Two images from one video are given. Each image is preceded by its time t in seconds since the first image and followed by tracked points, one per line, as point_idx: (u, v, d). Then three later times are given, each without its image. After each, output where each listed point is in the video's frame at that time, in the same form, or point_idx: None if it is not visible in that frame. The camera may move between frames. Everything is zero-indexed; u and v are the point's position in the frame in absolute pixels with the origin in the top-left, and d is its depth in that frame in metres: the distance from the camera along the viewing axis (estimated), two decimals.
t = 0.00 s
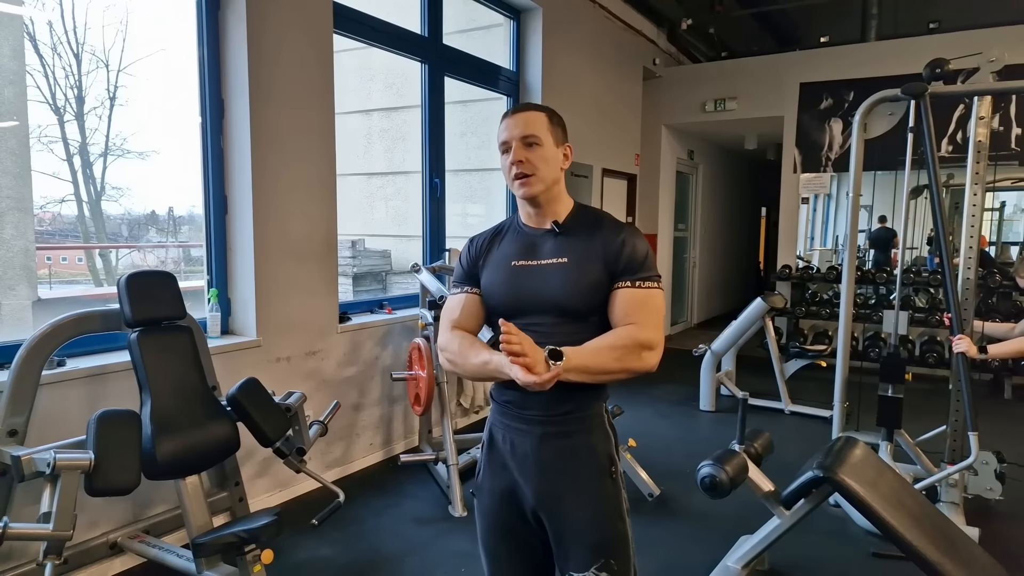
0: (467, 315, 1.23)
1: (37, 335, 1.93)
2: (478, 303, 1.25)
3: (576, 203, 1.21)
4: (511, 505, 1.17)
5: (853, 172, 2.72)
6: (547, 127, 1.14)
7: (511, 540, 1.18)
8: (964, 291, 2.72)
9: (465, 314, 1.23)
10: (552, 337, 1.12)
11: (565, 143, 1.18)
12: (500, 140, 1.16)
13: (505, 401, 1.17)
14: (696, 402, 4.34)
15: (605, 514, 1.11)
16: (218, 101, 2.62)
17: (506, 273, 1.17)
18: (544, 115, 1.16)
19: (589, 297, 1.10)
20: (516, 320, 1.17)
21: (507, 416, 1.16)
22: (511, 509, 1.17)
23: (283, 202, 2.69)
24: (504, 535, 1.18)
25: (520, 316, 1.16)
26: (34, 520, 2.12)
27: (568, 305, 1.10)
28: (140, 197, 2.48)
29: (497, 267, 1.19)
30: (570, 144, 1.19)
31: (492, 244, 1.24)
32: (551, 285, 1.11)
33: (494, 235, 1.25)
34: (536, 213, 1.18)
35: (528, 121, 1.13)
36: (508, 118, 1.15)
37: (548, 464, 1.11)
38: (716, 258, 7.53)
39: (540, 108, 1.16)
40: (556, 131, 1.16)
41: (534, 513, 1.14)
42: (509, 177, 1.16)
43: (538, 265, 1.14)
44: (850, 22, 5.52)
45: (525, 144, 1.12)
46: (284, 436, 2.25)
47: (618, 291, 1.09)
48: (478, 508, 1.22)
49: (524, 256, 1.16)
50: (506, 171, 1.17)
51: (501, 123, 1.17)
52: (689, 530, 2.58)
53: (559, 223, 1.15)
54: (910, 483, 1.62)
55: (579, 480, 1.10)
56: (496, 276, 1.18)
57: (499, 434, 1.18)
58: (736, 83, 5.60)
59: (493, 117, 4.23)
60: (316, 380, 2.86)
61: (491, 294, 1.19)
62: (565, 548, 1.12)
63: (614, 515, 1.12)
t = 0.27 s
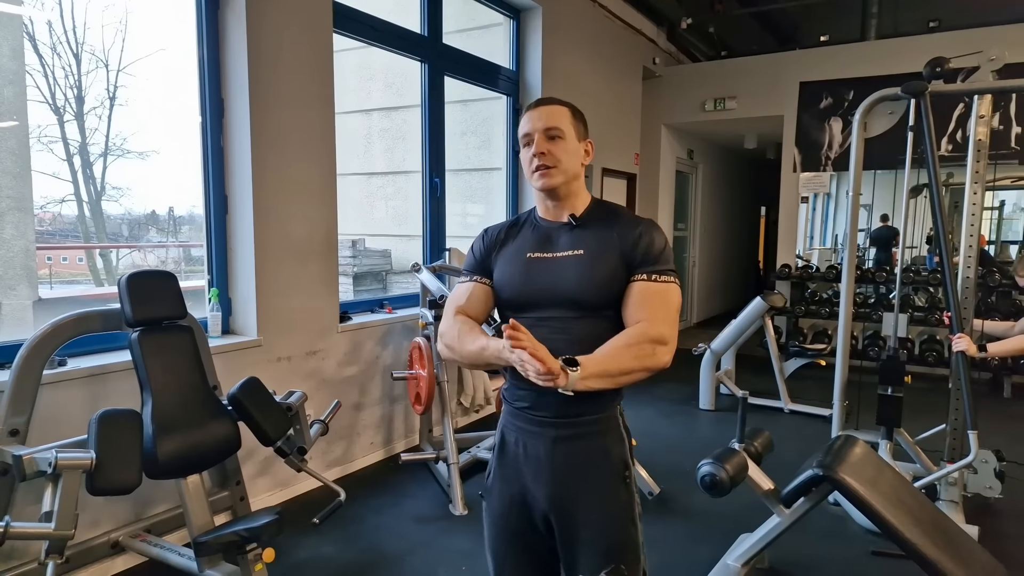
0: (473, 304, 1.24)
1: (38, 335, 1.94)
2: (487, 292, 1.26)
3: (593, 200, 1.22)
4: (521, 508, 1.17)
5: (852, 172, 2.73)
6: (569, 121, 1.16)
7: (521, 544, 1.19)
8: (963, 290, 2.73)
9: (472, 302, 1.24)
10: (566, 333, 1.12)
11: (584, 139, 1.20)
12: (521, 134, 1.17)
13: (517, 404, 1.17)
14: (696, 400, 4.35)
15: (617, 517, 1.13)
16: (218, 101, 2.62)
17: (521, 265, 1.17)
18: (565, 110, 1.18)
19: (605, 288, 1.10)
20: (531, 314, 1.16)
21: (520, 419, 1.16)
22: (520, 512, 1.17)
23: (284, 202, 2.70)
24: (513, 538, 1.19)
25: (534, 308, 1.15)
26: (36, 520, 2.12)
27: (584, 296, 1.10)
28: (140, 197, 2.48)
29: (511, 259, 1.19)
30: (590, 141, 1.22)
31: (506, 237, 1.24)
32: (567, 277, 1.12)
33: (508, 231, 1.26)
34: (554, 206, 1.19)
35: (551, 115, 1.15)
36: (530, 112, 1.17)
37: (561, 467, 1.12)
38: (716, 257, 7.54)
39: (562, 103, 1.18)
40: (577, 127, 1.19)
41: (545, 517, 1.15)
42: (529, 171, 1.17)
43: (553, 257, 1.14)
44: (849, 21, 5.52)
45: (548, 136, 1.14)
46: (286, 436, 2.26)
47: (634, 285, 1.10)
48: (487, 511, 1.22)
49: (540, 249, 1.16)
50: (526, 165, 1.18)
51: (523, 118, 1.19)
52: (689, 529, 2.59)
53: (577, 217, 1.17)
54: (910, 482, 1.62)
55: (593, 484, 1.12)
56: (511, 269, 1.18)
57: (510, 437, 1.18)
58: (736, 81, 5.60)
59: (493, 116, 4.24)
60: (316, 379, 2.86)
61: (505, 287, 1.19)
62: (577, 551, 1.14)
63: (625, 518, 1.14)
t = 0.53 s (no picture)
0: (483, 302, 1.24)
1: (38, 334, 1.94)
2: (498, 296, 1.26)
3: (607, 202, 1.22)
4: (530, 514, 1.16)
5: (852, 172, 2.73)
6: (587, 122, 1.16)
7: (528, 550, 1.18)
8: (964, 290, 2.73)
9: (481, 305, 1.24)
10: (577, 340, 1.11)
11: (601, 139, 1.20)
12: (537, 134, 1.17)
13: (527, 407, 1.18)
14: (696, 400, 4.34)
15: (628, 524, 1.12)
16: (219, 101, 2.62)
17: (534, 267, 1.17)
18: (582, 110, 1.18)
19: (620, 292, 1.10)
20: (541, 317, 1.16)
21: (530, 422, 1.17)
22: (529, 519, 1.16)
23: (284, 202, 2.70)
24: (521, 545, 1.18)
25: (544, 311, 1.15)
26: (36, 519, 2.13)
27: (598, 301, 1.10)
28: (141, 196, 2.48)
29: (524, 260, 1.19)
30: (606, 141, 1.22)
31: (520, 237, 1.24)
32: (581, 280, 1.12)
33: (521, 232, 1.26)
34: (568, 208, 1.19)
35: (567, 115, 1.15)
36: (546, 111, 1.16)
37: (571, 471, 1.12)
38: (716, 257, 7.54)
39: (579, 102, 1.17)
40: (594, 127, 1.18)
41: (554, 522, 1.15)
42: (545, 171, 1.17)
43: (567, 261, 1.15)
44: (850, 21, 5.52)
45: (566, 136, 1.14)
46: (286, 435, 2.25)
47: (659, 295, 1.09)
48: (494, 516, 1.21)
49: (553, 251, 1.16)
50: (541, 165, 1.18)
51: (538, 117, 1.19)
52: (689, 529, 2.59)
53: (591, 220, 1.17)
54: (910, 482, 1.62)
55: (603, 489, 1.11)
56: (523, 271, 1.18)
57: (519, 440, 1.18)
58: (737, 82, 5.60)
59: (493, 116, 4.24)
60: (316, 379, 2.87)
61: (516, 289, 1.19)
62: (586, 556, 1.13)
63: (636, 526, 1.13)
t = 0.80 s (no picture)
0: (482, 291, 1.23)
1: (38, 333, 1.94)
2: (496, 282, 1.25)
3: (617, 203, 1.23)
4: (532, 515, 1.17)
5: (851, 172, 2.73)
6: (605, 124, 1.16)
7: (529, 550, 1.18)
8: (963, 290, 2.73)
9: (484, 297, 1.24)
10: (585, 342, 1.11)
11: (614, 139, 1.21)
12: (554, 136, 1.16)
13: (530, 408, 1.17)
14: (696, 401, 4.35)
15: (629, 524, 1.14)
16: (219, 101, 2.63)
17: (546, 266, 1.16)
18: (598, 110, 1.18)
19: (634, 296, 1.10)
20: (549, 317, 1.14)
21: (533, 424, 1.16)
22: (531, 519, 1.17)
23: (284, 202, 2.70)
24: (522, 545, 1.18)
25: (555, 312, 1.14)
26: (36, 518, 2.13)
27: (612, 302, 1.10)
28: (142, 196, 2.48)
29: (535, 260, 1.18)
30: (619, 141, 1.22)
31: (531, 236, 1.23)
32: (594, 281, 1.11)
33: (530, 231, 1.25)
34: (582, 209, 1.19)
35: (586, 116, 1.15)
36: (563, 113, 1.16)
37: (574, 473, 1.13)
38: (716, 258, 7.54)
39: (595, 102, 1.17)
40: (609, 127, 1.19)
41: (557, 523, 1.15)
42: (563, 172, 1.17)
43: (581, 261, 1.14)
44: (849, 21, 5.53)
45: (586, 139, 1.14)
46: (285, 435, 2.25)
47: (675, 303, 1.12)
48: (495, 515, 1.22)
49: (566, 251, 1.16)
50: (558, 167, 1.18)
51: (553, 117, 1.17)
52: (688, 529, 2.59)
53: (605, 222, 1.17)
54: (909, 482, 1.63)
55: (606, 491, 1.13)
56: (534, 269, 1.17)
57: (522, 441, 1.18)
58: (737, 83, 5.61)
59: (493, 116, 4.25)
60: (316, 379, 2.87)
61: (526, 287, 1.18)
62: (587, 556, 1.15)
63: (637, 526, 1.15)
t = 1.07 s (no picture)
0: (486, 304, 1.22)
1: (37, 336, 1.94)
2: (505, 300, 1.23)
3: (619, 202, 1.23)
4: (538, 515, 1.17)
5: (849, 171, 2.74)
6: (608, 121, 1.17)
7: (534, 550, 1.18)
8: (961, 288, 2.74)
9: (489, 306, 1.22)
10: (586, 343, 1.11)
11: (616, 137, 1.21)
12: (557, 133, 1.17)
13: (536, 408, 1.17)
14: (695, 399, 4.35)
15: (636, 524, 1.14)
16: (216, 102, 2.62)
17: (549, 268, 1.16)
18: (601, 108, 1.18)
19: (637, 297, 1.11)
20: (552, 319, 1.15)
21: (539, 424, 1.16)
22: (537, 519, 1.17)
23: (283, 203, 2.70)
24: (528, 545, 1.18)
25: (559, 313, 1.14)
26: (36, 520, 2.13)
27: (616, 305, 1.10)
28: (140, 197, 2.48)
29: (537, 262, 1.18)
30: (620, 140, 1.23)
31: (532, 237, 1.23)
32: (598, 284, 1.12)
33: (530, 232, 1.24)
34: (584, 209, 1.19)
35: (590, 114, 1.15)
36: (567, 110, 1.16)
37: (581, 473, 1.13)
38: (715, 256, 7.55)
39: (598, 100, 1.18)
40: (611, 125, 1.19)
41: (563, 523, 1.16)
42: (566, 171, 1.17)
43: (583, 263, 1.14)
44: (847, 20, 5.53)
45: (590, 137, 1.14)
46: (285, 436, 2.25)
47: (674, 299, 1.12)
48: (500, 516, 1.21)
49: (568, 253, 1.16)
50: (561, 165, 1.18)
51: (557, 114, 1.18)
52: (688, 527, 2.59)
53: (606, 222, 1.17)
54: (907, 480, 1.63)
55: (613, 492, 1.13)
56: (536, 272, 1.17)
57: (527, 441, 1.18)
58: (734, 81, 5.61)
59: (492, 116, 4.25)
60: (316, 379, 2.87)
61: (529, 291, 1.17)
62: (594, 555, 1.15)
63: (643, 525, 1.15)
